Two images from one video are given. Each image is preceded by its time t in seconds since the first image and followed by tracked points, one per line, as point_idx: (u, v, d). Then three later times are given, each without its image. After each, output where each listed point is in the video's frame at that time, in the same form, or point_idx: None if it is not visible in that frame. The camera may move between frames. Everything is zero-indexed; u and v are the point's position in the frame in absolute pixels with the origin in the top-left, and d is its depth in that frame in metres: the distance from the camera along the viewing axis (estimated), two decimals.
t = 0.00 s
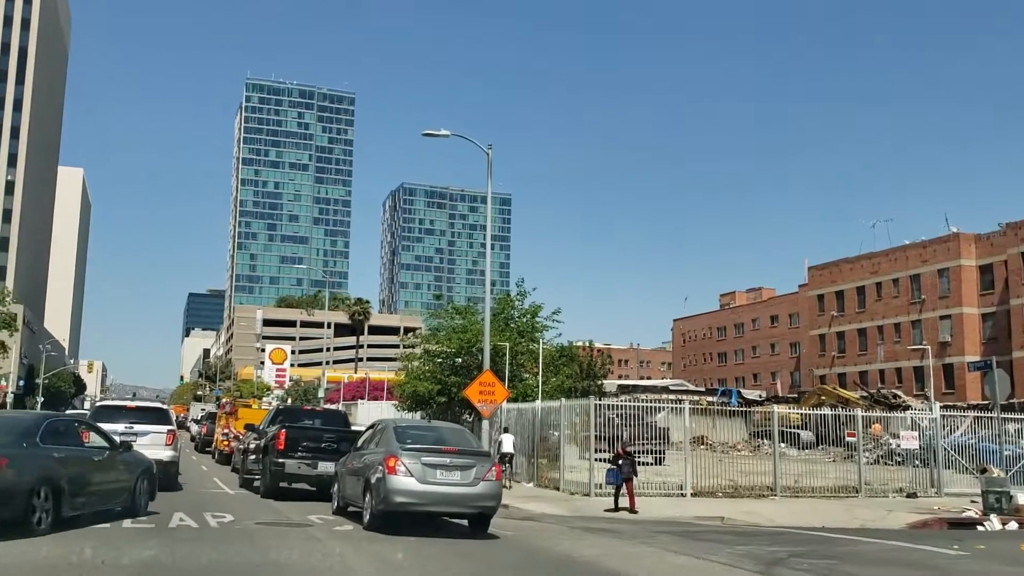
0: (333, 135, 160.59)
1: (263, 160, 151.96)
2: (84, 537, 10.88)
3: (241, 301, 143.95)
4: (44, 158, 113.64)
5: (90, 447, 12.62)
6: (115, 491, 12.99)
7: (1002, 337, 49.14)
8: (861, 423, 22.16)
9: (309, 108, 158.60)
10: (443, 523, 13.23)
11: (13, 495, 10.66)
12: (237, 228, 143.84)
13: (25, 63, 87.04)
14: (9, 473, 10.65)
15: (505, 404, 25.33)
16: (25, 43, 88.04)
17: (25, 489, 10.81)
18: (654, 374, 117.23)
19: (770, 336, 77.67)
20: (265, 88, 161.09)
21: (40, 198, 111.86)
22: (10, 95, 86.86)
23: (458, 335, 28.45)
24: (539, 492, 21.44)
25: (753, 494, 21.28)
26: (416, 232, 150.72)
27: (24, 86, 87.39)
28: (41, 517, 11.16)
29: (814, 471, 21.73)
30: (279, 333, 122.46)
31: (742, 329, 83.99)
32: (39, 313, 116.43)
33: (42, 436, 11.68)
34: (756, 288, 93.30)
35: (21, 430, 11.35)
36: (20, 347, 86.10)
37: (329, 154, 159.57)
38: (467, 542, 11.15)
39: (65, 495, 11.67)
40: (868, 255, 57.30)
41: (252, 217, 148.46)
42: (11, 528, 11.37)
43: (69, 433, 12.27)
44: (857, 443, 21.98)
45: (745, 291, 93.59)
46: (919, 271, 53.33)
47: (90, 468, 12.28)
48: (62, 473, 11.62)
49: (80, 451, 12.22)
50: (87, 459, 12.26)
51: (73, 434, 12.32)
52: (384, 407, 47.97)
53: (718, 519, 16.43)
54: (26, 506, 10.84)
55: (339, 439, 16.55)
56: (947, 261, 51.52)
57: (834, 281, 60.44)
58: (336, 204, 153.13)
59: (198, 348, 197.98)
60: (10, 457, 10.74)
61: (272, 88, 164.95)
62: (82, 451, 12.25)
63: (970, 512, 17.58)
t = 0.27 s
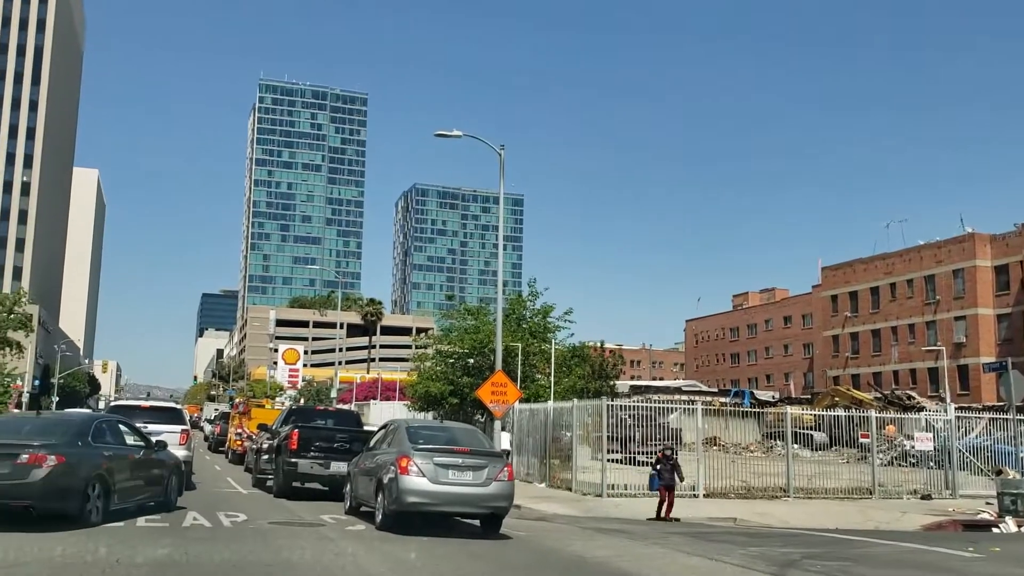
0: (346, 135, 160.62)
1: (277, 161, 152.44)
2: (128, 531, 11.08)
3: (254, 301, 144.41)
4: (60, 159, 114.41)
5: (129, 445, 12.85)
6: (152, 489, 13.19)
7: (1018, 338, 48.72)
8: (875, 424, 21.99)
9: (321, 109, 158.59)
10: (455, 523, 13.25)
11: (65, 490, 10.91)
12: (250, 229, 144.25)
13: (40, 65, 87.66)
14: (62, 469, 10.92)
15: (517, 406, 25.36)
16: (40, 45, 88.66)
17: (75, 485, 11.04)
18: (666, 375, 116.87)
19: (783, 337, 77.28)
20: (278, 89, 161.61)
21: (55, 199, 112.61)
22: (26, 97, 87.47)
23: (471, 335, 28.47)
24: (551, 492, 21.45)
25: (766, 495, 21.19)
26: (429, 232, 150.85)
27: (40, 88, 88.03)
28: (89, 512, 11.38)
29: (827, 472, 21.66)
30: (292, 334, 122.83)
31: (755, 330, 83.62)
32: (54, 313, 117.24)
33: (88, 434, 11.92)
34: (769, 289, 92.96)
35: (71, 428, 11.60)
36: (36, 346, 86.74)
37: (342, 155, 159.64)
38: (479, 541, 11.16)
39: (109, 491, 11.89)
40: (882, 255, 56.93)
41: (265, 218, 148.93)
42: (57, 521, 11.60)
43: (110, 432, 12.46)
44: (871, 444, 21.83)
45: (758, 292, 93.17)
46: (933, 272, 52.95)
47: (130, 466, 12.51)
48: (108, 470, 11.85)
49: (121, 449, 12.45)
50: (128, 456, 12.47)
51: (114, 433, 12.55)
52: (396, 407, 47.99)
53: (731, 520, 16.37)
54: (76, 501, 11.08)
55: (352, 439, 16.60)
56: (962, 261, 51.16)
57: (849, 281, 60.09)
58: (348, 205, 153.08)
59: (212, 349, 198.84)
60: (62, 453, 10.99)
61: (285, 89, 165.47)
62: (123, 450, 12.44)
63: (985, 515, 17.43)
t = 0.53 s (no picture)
0: (346, 136, 160.38)
1: (277, 160, 152.33)
2: (130, 530, 11.08)
3: (255, 301, 144.26)
4: (60, 159, 114.41)
5: (132, 445, 12.84)
6: (153, 488, 13.16)
7: (1019, 338, 48.70)
8: (876, 424, 21.96)
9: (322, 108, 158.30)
10: (455, 522, 13.25)
11: (69, 490, 10.92)
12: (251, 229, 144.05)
13: (41, 65, 87.65)
14: (66, 469, 10.93)
15: (517, 404, 25.37)
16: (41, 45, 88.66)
17: (78, 484, 11.04)
18: (667, 374, 116.79)
19: (783, 337, 77.23)
20: (279, 88, 161.52)
21: (56, 199, 112.57)
22: (27, 97, 87.42)
23: (472, 333, 28.45)
24: (552, 492, 21.46)
25: (767, 494, 21.17)
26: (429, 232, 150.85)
27: (41, 88, 87.99)
28: (92, 511, 11.38)
29: (828, 472, 21.65)
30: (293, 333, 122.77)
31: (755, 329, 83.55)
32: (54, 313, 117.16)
33: (90, 434, 11.91)
34: (770, 289, 92.95)
35: (74, 428, 11.60)
36: (36, 346, 86.70)
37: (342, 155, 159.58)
38: (479, 542, 11.15)
39: (112, 490, 11.89)
40: (883, 255, 56.94)
41: (266, 217, 148.84)
42: (61, 521, 11.61)
43: (113, 431, 12.45)
44: (871, 444, 21.81)
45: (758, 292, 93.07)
46: (934, 271, 52.95)
47: (132, 466, 12.52)
48: (111, 470, 11.85)
49: (124, 449, 12.45)
50: (130, 455, 12.46)
51: (116, 433, 12.54)
52: (396, 406, 47.85)
53: (734, 519, 16.36)
54: (79, 502, 11.08)
55: (353, 439, 16.60)
56: (962, 261, 51.20)
57: (849, 281, 60.06)
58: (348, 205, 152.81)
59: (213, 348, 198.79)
60: (66, 453, 11.01)
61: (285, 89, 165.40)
62: (125, 450, 12.45)
63: (985, 513, 17.43)
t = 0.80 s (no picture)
0: (347, 136, 160.24)
1: (277, 161, 152.26)
2: (129, 530, 11.06)
3: (255, 301, 144.16)
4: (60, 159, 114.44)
5: (132, 446, 12.84)
6: (153, 489, 13.16)
7: (1019, 339, 48.67)
8: (876, 424, 21.94)
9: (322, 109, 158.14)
10: (456, 523, 13.25)
11: (69, 490, 10.91)
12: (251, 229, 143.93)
13: (41, 66, 87.65)
14: (66, 469, 10.93)
15: (517, 405, 25.37)
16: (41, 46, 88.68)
17: (78, 484, 11.03)
18: (667, 374, 116.76)
19: (783, 337, 77.26)
20: (279, 89, 161.48)
21: (56, 200, 112.54)
22: (27, 98, 87.42)
23: (472, 334, 28.45)
24: (552, 493, 21.47)
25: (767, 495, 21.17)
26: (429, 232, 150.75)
27: (41, 88, 88.00)
28: (92, 512, 11.37)
29: (828, 472, 21.67)
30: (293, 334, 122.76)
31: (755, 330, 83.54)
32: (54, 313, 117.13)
33: (91, 435, 11.90)
34: (770, 289, 92.94)
35: (74, 428, 11.59)
36: (36, 347, 86.70)
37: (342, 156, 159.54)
38: (480, 542, 11.15)
39: (112, 490, 11.89)
40: (883, 256, 56.94)
41: (266, 218, 148.78)
42: (61, 522, 11.61)
43: (113, 432, 12.45)
44: (871, 445, 21.81)
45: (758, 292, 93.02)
46: (934, 272, 52.97)
47: (132, 466, 12.52)
48: (111, 470, 11.85)
49: (124, 450, 12.45)
50: (129, 456, 12.45)
51: (117, 433, 12.54)
52: (396, 407, 47.84)
53: (734, 520, 16.38)
54: (79, 503, 11.09)
55: (353, 439, 16.58)
56: (962, 261, 51.19)
57: (849, 281, 60.04)
58: (348, 205, 152.68)
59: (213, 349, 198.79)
60: (66, 453, 11.00)
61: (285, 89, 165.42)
62: (126, 450, 12.45)
63: (985, 515, 17.41)
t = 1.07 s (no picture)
0: (347, 136, 160.12)
1: (277, 161, 152.08)
2: (129, 530, 11.07)
3: (255, 301, 143.97)
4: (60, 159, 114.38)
5: (132, 446, 12.84)
6: (153, 489, 13.16)
7: (1019, 339, 48.65)
8: (876, 424, 21.93)
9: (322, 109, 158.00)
10: (456, 523, 13.25)
11: (69, 491, 10.92)
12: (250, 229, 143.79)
13: (41, 65, 87.57)
14: (66, 469, 10.94)
15: (517, 405, 25.39)
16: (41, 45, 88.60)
17: (78, 485, 11.04)
18: (667, 374, 116.69)
19: (783, 337, 77.24)
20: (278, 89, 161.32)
21: (55, 199, 112.41)
22: (26, 97, 87.34)
23: (472, 334, 28.45)
24: (552, 493, 21.55)
25: (767, 495, 21.20)
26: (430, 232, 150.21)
27: (41, 88, 87.92)
28: (92, 512, 11.38)
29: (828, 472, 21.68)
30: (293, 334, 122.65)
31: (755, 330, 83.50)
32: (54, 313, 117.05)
33: (91, 435, 11.91)
34: (770, 289, 92.90)
35: (74, 428, 11.59)
36: (36, 347, 86.69)
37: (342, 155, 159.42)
38: (480, 542, 11.14)
39: (112, 490, 11.90)
40: (883, 255, 56.92)
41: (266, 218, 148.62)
42: (62, 522, 11.61)
43: (113, 431, 12.46)
44: (871, 444, 21.81)
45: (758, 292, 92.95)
46: (934, 272, 52.96)
47: (133, 466, 12.52)
48: (112, 470, 11.85)
49: (124, 449, 12.45)
50: (130, 456, 12.46)
51: (117, 433, 12.55)
52: (396, 407, 47.81)
53: (734, 519, 16.41)
54: (80, 502, 11.09)
55: (353, 439, 16.59)
56: (962, 261, 51.18)
57: (849, 281, 60.02)
58: (348, 206, 152.57)
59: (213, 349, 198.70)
60: (67, 453, 11.00)
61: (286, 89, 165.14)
62: (126, 450, 12.46)
63: (985, 515, 17.40)
